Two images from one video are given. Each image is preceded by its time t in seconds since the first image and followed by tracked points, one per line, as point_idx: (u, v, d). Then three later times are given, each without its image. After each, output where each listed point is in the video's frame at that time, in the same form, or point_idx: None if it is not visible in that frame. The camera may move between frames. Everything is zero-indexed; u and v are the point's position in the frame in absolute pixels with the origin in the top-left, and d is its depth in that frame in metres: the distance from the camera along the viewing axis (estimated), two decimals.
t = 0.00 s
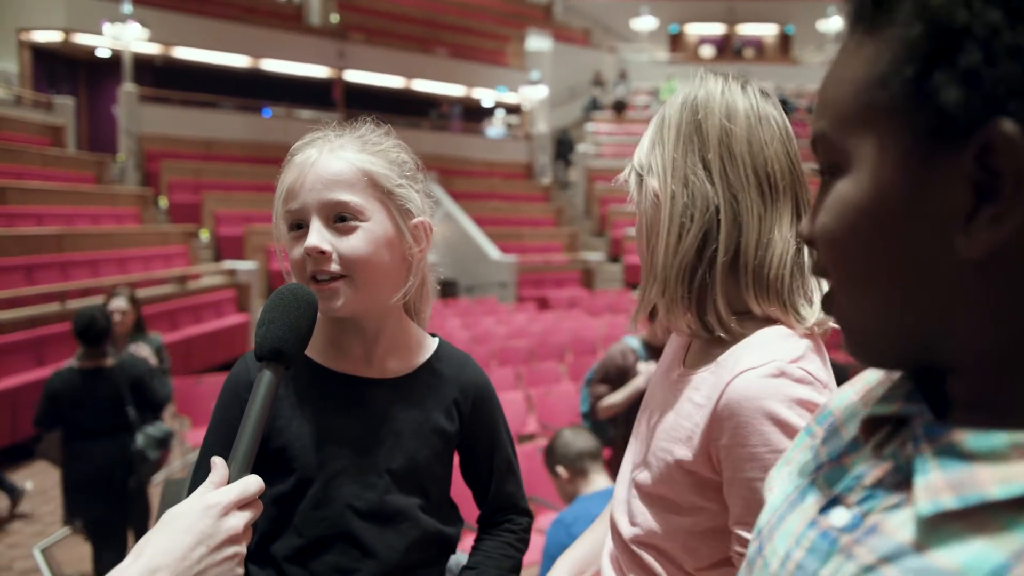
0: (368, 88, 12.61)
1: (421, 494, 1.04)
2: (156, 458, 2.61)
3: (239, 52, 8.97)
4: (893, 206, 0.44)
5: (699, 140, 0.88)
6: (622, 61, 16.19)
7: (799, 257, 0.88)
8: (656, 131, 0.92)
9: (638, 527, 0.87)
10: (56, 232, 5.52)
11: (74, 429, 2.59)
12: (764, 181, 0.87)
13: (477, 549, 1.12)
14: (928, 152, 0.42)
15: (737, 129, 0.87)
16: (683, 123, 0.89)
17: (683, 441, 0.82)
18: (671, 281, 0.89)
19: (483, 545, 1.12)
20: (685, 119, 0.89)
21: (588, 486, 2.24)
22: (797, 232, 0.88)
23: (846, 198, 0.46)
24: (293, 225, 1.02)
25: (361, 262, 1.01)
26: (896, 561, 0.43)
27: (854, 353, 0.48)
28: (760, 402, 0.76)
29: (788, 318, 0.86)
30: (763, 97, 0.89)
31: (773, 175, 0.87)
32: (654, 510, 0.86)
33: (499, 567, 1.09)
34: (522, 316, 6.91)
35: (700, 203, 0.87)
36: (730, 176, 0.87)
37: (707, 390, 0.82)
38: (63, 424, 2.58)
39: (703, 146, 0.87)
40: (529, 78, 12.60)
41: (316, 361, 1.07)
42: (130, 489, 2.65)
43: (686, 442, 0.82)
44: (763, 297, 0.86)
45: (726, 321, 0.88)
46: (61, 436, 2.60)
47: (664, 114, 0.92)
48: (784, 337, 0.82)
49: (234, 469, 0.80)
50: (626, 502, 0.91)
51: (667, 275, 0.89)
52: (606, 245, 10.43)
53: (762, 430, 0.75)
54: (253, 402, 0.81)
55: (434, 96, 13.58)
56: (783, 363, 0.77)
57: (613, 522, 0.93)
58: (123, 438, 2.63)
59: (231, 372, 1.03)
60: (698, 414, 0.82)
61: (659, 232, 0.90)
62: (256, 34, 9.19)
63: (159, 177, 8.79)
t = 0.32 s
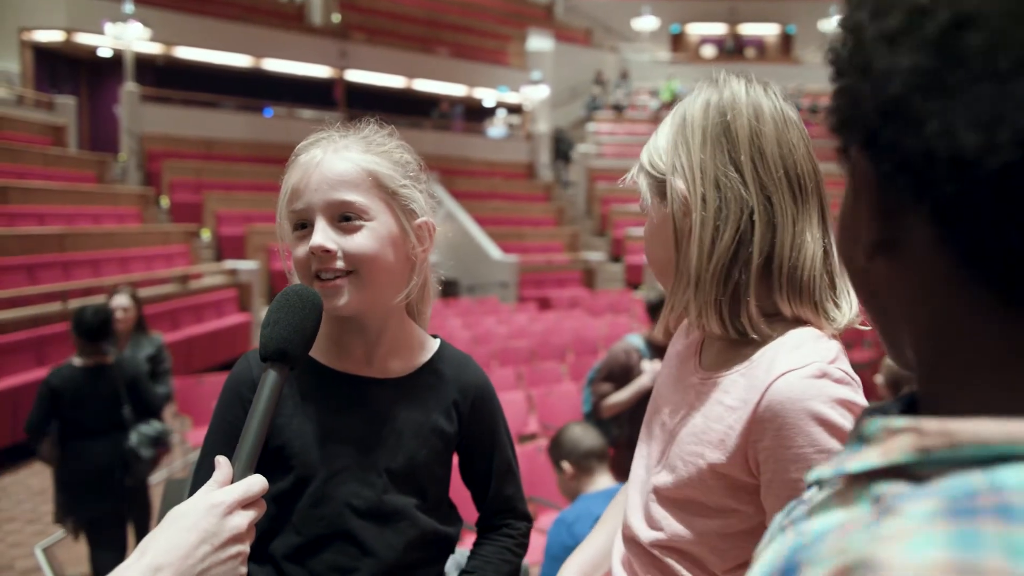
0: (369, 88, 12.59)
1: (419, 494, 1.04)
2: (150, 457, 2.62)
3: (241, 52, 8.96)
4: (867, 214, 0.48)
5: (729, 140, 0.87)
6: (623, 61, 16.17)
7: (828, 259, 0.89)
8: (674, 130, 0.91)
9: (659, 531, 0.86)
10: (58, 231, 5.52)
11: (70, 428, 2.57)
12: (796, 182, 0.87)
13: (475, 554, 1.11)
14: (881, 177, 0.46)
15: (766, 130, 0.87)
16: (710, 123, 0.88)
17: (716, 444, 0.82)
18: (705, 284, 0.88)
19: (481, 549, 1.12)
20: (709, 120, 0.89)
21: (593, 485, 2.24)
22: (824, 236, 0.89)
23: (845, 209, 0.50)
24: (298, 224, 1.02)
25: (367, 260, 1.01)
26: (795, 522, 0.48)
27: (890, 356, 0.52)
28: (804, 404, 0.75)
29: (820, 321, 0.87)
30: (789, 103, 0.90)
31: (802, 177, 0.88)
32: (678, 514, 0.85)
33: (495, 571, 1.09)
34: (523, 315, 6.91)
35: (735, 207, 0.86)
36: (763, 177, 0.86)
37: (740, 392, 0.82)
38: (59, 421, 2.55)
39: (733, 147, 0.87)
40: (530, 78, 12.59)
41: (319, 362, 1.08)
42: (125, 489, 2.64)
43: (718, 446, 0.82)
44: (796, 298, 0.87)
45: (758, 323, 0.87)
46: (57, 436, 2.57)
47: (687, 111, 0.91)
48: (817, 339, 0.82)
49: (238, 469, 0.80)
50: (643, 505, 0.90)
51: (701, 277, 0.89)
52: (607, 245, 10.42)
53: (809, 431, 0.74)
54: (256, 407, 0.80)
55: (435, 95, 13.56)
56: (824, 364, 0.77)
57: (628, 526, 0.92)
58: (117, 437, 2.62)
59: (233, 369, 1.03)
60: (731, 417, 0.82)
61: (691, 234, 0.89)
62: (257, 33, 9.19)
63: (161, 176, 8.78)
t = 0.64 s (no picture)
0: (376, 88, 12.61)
1: (427, 493, 1.04)
2: (148, 453, 2.63)
3: (248, 52, 8.98)
4: (859, 216, 0.49)
5: (759, 143, 0.87)
6: (629, 61, 16.14)
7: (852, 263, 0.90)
8: (698, 131, 0.91)
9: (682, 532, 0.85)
10: (66, 231, 5.54)
11: (69, 426, 2.56)
12: (822, 186, 0.88)
13: (480, 553, 1.12)
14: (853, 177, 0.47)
15: (796, 133, 0.87)
16: (739, 125, 0.89)
17: (743, 446, 0.81)
18: (735, 286, 0.87)
19: (486, 549, 1.12)
20: (737, 122, 0.89)
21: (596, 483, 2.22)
22: (847, 240, 0.89)
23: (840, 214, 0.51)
24: (307, 226, 1.02)
25: (378, 261, 1.01)
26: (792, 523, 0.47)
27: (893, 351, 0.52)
28: (836, 406, 0.75)
29: (845, 322, 0.87)
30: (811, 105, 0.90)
31: (829, 181, 0.88)
32: (700, 516, 0.84)
33: (502, 571, 1.09)
34: (529, 315, 6.91)
35: (767, 209, 0.86)
36: (792, 180, 0.87)
37: (766, 393, 0.82)
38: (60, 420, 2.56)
39: (763, 150, 0.87)
40: (537, 78, 12.59)
41: (328, 364, 1.07)
42: (124, 486, 2.63)
43: (745, 447, 0.81)
44: (821, 301, 0.87)
45: (784, 326, 0.87)
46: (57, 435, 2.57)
47: (713, 112, 0.91)
48: (840, 341, 0.82)
49: (250, 470, 0.80)
50: (661, 507, 0.89)
51: (729, 280, 0.88)
52: (614, 245, 10.42)
53: (839, 431, 0.74)
54: (269, 408, 0.80)
55: (441, 96, 13.57)
56: (854, 365, 0.78)
57: (646, 527, 0.91)
58: (115, 435, 2.62)
59: (242, 369, 1.04)
60: (759, 418, 0.81)
61: (720, 235, 0.88)
62: (265, 34, 9.21)
63: (168, 176, 8.80)
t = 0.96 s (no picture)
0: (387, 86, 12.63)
1: (436, 485, 1.04)
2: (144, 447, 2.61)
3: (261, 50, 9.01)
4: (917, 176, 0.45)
5: (789, 142, 0.87)
6: (642, 59, 16.11)
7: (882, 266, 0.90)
8: (730, 129, 0.91)
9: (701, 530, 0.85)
10: (79, 226, 5.57)
11: (67, 419, 2.58)
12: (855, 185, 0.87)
13: (484, 551, 1.11)
14: (915, 169, 0.45)
15: (826, 132, 0.87)
16: (769, 124, 0.89)
17: (767, 446, 0.81)
18: (764, 286, 0.87)
19: (491, 546, 1.12)
20: (769, 121, 0.89)
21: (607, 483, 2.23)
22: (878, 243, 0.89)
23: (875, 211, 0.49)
24: (315, 221, 1.03)
25: (384, 255, 1.01)
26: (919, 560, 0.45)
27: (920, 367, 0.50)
28: (864, 409, 0.75)
29: (875, 326, 0.87)
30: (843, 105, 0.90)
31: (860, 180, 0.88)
32: (722, 515, 0.84)
33: (507, 568, 1.08)
34: (540, 314, 6.91)
35: (797, 210, 0.86)
36: (824, 179, 0.86)
37: (792, 396, 0.82)
38: (57, 413, 2.57)
39: (794, 149, 0.87)
40: (549, 76, 12.58)
41: (342, 358, 1.07)
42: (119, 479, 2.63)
43: (770, 448, 0.81)
44: (852, 302, 0.87)
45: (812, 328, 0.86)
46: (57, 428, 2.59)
47: (743, 111, 0.91)
48: (870, 343, 0.82)
49: (267, 466, 0.81)
50: (682, 506, 0.90)
51: (760, 280, 0.87)
52: (625, 244, 10.41)
53: (865, 436, 0.74)
54: (285, 404, 0.81)
55: (454, 94, 13.57)
56: (883, 369, 0.77)
57: (666, 526, 0.91)
58: (109, 430, 2.61)
59: (252, 362, 1.04)
60: (784, 419, 0.81)
61: (749, 235, 0.88)
62: (278, 31, 9.24)
63: (181, 172, 8.83)
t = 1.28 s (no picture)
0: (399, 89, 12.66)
1: (439, 487, 1.05)
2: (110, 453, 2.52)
3: (274, 52, 9.04)
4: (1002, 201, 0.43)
5: (815, 147, 0.87)
6: (653, 62, 16.07)
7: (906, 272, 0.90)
8: (756, 133, 0.90)
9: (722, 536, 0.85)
10: (91, 228, 5.59)
11: (55, 419, 2.56)
12: (880, 193, 0.87)
13: (490, 553, 1.11)
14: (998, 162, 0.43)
15: (852, 137, 0.87)
16: (795, 128, 0.88)
17: (787, 452, 0.81)
18: (790, 291, 0.86)
19: (496, 549, 1.12)
20: (794, 126, 0.88)
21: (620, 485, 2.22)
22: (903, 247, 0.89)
23: (925, 201, 0.46)
24: (325, 225, 1.03)
25: (394, 259, 1.01)
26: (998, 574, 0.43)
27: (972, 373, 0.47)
28: (885, 417, 0.75)
29: (898, 332, 0.87)
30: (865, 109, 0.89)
31: (885, 187, 0.88)
32: (743, 521, 0.84)
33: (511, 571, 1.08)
34: (551, 317, 6.91)
35: (823, 215, 0.86)
36: (849, 186, 0.86)
37: (814, 401, 0.82)
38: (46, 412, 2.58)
39: (819, 154, 0.87)
40: (561, 79, 12.59)
41: (353, 360, 1.08)
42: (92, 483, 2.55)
43: (790, 454, 0.81)
44: (876, 309, 0.86)
45: (837, 334, 0.86)
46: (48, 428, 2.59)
47: (768, 115, 0.91)
48: (893, 351, 0.82)
49: (283, 468, 0.81)
50: (703, 510, 0.89)
51: (786, 285, 0.87)
52: (636, 247, 10.41)
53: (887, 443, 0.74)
54: (299, 405, 0.81)
55: (465, 96, 13.60)
56: (904, 376, 0.78)
57: (686, 530, 0.91)
58: (83, 433, 2.55)
59: (263, 362, 1.04)
60: (805, 426, 0.81)
61: (775, 239, 0.87)
62: (291, 35, 9.26)
63: (194, 174, 8.88)
